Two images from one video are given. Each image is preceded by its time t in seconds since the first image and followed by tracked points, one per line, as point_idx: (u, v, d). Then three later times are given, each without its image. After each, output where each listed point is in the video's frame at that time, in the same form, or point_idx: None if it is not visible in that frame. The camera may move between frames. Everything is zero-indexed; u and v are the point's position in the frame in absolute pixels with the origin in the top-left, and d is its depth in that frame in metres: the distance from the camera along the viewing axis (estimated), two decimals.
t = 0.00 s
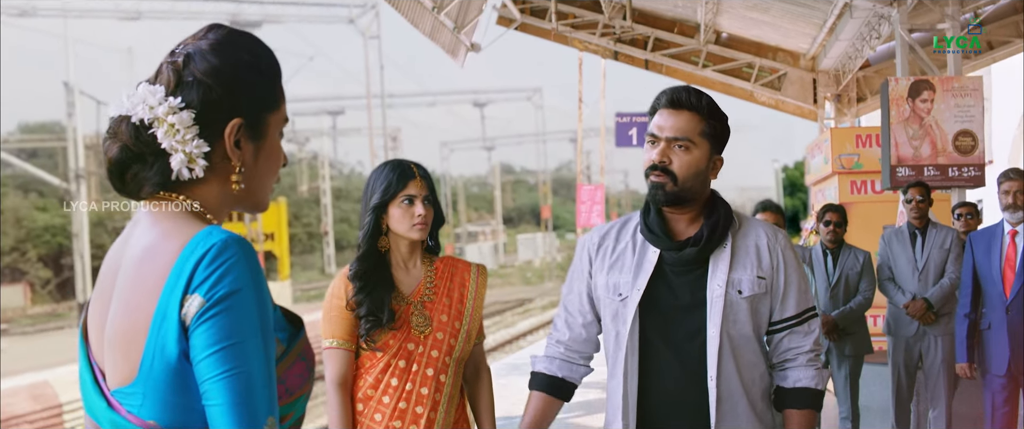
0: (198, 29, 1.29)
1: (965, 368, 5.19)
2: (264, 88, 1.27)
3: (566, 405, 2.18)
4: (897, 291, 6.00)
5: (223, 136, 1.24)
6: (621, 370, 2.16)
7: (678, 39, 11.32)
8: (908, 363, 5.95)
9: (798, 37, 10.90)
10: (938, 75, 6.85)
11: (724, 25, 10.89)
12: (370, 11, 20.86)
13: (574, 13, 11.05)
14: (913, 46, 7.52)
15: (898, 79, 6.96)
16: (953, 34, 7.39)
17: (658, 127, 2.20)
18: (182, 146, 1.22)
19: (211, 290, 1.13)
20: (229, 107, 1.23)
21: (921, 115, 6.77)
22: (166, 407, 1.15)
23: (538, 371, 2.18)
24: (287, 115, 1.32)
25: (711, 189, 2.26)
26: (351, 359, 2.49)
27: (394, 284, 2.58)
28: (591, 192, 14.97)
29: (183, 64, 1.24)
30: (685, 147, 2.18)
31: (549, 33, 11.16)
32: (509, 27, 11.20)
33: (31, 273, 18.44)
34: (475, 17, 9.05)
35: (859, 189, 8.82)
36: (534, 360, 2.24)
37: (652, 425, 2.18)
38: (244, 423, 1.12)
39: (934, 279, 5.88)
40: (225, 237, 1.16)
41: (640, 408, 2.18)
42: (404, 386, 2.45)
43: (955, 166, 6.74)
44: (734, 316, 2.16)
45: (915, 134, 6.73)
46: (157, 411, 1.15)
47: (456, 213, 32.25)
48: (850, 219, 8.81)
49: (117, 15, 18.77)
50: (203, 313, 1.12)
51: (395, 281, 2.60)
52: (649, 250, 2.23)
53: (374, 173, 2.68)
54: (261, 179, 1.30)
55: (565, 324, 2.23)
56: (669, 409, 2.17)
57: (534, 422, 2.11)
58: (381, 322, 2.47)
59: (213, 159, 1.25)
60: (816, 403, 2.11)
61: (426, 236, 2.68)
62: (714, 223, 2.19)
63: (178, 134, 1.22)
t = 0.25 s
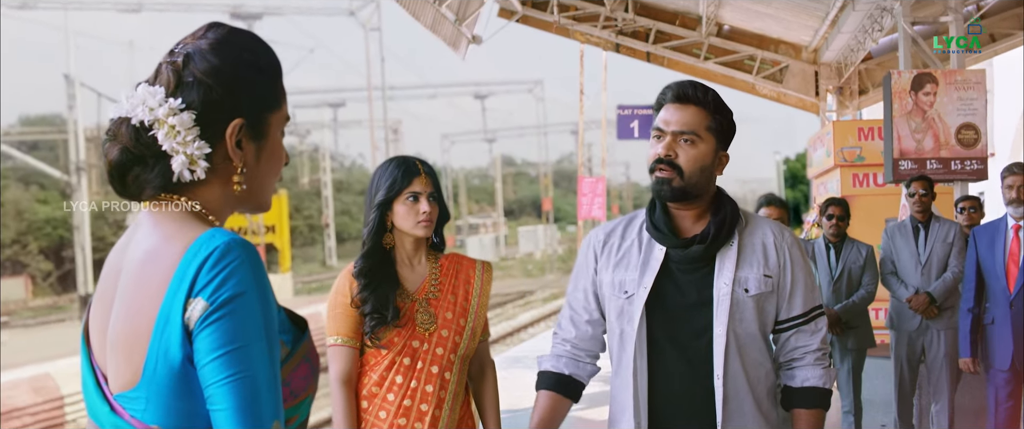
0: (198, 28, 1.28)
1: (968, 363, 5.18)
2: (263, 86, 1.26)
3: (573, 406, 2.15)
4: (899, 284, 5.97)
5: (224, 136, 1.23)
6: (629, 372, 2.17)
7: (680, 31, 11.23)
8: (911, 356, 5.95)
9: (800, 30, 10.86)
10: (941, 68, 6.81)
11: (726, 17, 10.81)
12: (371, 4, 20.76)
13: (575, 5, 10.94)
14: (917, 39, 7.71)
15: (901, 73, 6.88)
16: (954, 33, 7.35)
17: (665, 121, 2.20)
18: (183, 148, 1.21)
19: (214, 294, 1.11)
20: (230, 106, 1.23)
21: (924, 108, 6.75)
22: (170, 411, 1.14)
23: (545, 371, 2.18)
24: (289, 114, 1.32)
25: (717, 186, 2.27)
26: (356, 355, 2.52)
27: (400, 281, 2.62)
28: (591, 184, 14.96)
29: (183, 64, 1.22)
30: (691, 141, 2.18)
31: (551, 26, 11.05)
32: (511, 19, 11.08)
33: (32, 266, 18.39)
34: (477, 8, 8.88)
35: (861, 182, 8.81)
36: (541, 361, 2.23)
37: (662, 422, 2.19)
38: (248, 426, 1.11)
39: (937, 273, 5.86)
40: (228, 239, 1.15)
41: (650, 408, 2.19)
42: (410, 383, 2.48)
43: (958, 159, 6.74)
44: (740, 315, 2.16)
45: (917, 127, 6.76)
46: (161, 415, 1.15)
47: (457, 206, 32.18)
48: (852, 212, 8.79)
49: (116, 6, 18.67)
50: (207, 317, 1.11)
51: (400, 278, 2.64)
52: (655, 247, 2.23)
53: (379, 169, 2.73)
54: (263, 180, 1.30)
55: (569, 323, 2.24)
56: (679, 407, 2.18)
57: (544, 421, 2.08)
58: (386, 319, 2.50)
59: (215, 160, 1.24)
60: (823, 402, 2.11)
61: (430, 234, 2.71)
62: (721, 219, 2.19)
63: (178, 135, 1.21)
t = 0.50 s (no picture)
0: (199, 28, 1.27)
1: (971, 359, 5.19)
2: (267, 86, 1.25)
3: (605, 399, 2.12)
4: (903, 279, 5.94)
5: (227, 138, 1.22)
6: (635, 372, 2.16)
7: (682, 24, 11.16)
8: (914, 351, 5.88)
9: (802, 23, 10.81)
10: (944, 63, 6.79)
11: (728, 10, 10.74)
12: None
13: None
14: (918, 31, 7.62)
15: (904, 66, 6.87)
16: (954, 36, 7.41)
17: (673, 119, 2.21)
18: (186, 151, 1.20)
19: (219, 300, 1.11)
20: (233, 108, 1.22)
21: (927, 103, 6.72)
22: (176, 417, 1.13)
23: (567, 373, 2.15)
24: (293, 114, 1.31)
25: (722, 185, 2.26)
26: (361, 354, 2.56)
27: (405, 279, 2.66)
28: (593, 178, 14.94)
29: (185, 65, 1.21)
30: (700, 139, 2.18)
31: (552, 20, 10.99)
32: (511, 13, 11.02)
33: (33, 260, 18.36)
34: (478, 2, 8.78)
35: (864, 176, 8.78)
36: (557, 368, 2.21)
37: (669, 422, 2.19)
38: None
39: (940, 268, 5.85)
40: (232, 243, 1.14)
41: (656, 409, 2.18)
42: (414, 382, 2.51)
43: (961, 154, 6.75)
44: (745, 315, 2.15)
45: (920, 122, 6.68)
46: (166, 421, 1.14)
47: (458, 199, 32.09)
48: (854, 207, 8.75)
49: None
50: (212, 322, 1.10)
51: (404, 276, 2.67)
52: (660, 247, 2.23)
53: (385, 167, 2.78)
54: (267, 181, 1.29)
55: (581, 324, 2.25)
56: (685, 408, 2.17)
57: (584, 420, 2.04)
58: (391, 318, 2.53)
59: (218, 163, 1.24)
60: (826, 403, 2.09)
61: (435, 232, 2.76)
62: (726, 218, 2.19)
63: (182, 138, 1.20)
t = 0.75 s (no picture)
0: (200, 29, 1.26)
1: (972, 356, 5.16)
2: (270, 87, 1.24)
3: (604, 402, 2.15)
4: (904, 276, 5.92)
5: (232, 141, 1.22)
6: (640, 374, 2.15)
7: (682, 19, 11.10)
8: (914, 348, 5.85)
9: (802, 19, 10.78)
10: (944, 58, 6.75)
11: (728, 6, 10.67)
12: None
13: None
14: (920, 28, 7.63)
15: (904, 62, 6.78)
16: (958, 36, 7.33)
17: (676, 117, 2.20)
18: (190, 154, 1.19)
19: (225, 306, 1.10)
20: (236, 109, 1.21)
21: (927, 99, 6.70)
22: (180, 425, 1.13)
23: (569, 377, 2.15)
24: (296, 116, 1.31)
25: (726, 184, 2.26)
26: (363, 354, 2.56)
27: (407, 279, 2.66)
28: (592, 173, 14.94)
29: (187, 67, 1.20)
30: (704, 135, 2.18)
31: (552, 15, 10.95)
32: (511, 7, 10.97)
33: (31, 254, 18.13)
34: None
35: (864, 172, 8.75)
36: (559, 370, 2.20)
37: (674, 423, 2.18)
38: None
39: (942, 265, 5.83)
40: (239, 249, 1.14)
41: (661, 410, 2.18)
42: (417, 382, 2.52)
43: (961, 150, 6.74)
44: (751, 316, 2.15)
45: (921, 117, 6.69)
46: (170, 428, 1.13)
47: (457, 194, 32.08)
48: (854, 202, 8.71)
49: None
50: (217, 330, 1.09)
51: (407, 276, 2.68)
52: (665, 247, 2.22)
53: (388, 165, 2.78)
54: (270, 186, 1.29)
55: (584, 324, 2.24)
56: (690, 409, 2.17)
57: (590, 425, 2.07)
58: (394, 318, 2.53)
59: (223, 167, 1.23)
60: (828, 404, 2.09)
61: (438, 230, 2.76)
62: (732, 219, 2.19)
63: (186, 142, 1.19)
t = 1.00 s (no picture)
0: (200, 29, 1.25)
1: (972, 353, 5.15)
2: (271, 87, 1.24)
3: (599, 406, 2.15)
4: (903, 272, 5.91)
5: (234, 144, 1.21)
6: (643, 375, 2.15)
7: (680, 15, 11.05)
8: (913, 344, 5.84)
9: (801, 15, 10.76)
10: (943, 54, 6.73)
11: (726, 3, 10.52)
12: None
13: None
14: (919, 23, 7.67)
15: (904, 58, 6.82)
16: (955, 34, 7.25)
17: (675, 116, 2.19)
18: (193, 157, 1.18)
19: (228, 314, 1.09)
20: (236, 112, 1.20)
21: (927, 95, 6.70)
22: None
23: (566, 381, 2.14)
24: (298, 117, 1.30)
25: (726, 183, 2.25)
26: (363, 354, 2.56)
27: (408, 278, 2.66)
28: (590, 168, 14.92)
29: (188, 69, 1.20)
30: (703, 133, 2.17)
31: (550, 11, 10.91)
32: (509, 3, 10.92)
33: (29, 250, 18.20)
34: None
35: (862, 168, 8.74)
36: (557, 372, 2.19)
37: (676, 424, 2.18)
38: None
39: (941, 262, 5.82)
40: (241, 254, 1.13)
41: (663, 411, 2.17)
42: (418, 382, 2.52)
43: (960, 146, 6.71)
44: (754, 316, 2.14)
45: (920, 113, 6.71)
46: None
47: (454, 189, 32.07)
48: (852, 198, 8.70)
49: None
50: (220, 338, 1.09)
51: (408, 275, 2.68)
52: (666, 248, 2.21)
53: (389, 165, 2.79)
54: (273, 188, 1.28)
55: (583, 326, 2.22)
56: (693, 410, 2.16)
57: None
58: (395, 318, 2.53)
59: (225, 170, 1.22)
60: (832, 402, 2.10)
61: (438, 230, 2.76)
62: (733, 217, 2.18)
63: (188, 145, 1.18)
